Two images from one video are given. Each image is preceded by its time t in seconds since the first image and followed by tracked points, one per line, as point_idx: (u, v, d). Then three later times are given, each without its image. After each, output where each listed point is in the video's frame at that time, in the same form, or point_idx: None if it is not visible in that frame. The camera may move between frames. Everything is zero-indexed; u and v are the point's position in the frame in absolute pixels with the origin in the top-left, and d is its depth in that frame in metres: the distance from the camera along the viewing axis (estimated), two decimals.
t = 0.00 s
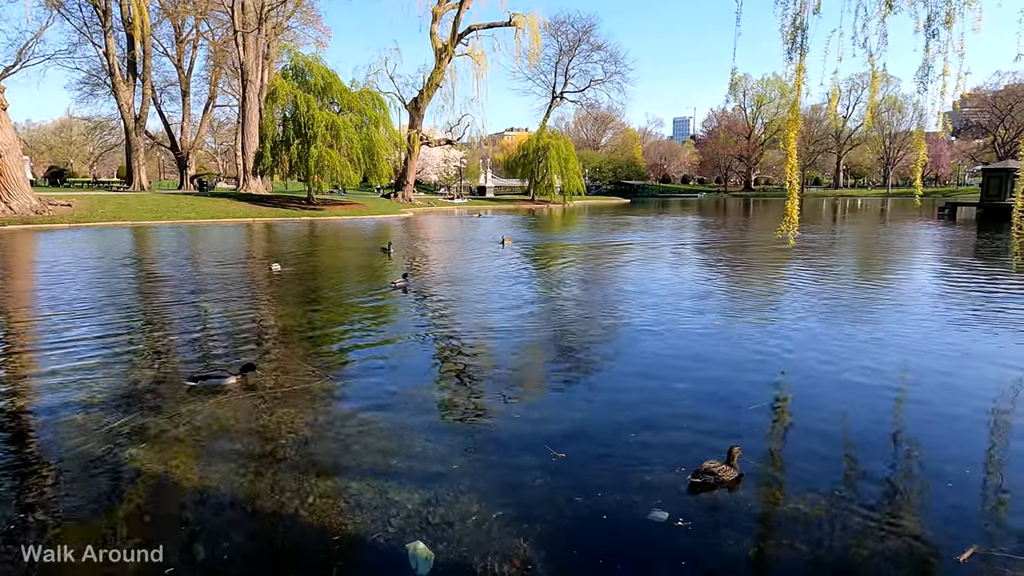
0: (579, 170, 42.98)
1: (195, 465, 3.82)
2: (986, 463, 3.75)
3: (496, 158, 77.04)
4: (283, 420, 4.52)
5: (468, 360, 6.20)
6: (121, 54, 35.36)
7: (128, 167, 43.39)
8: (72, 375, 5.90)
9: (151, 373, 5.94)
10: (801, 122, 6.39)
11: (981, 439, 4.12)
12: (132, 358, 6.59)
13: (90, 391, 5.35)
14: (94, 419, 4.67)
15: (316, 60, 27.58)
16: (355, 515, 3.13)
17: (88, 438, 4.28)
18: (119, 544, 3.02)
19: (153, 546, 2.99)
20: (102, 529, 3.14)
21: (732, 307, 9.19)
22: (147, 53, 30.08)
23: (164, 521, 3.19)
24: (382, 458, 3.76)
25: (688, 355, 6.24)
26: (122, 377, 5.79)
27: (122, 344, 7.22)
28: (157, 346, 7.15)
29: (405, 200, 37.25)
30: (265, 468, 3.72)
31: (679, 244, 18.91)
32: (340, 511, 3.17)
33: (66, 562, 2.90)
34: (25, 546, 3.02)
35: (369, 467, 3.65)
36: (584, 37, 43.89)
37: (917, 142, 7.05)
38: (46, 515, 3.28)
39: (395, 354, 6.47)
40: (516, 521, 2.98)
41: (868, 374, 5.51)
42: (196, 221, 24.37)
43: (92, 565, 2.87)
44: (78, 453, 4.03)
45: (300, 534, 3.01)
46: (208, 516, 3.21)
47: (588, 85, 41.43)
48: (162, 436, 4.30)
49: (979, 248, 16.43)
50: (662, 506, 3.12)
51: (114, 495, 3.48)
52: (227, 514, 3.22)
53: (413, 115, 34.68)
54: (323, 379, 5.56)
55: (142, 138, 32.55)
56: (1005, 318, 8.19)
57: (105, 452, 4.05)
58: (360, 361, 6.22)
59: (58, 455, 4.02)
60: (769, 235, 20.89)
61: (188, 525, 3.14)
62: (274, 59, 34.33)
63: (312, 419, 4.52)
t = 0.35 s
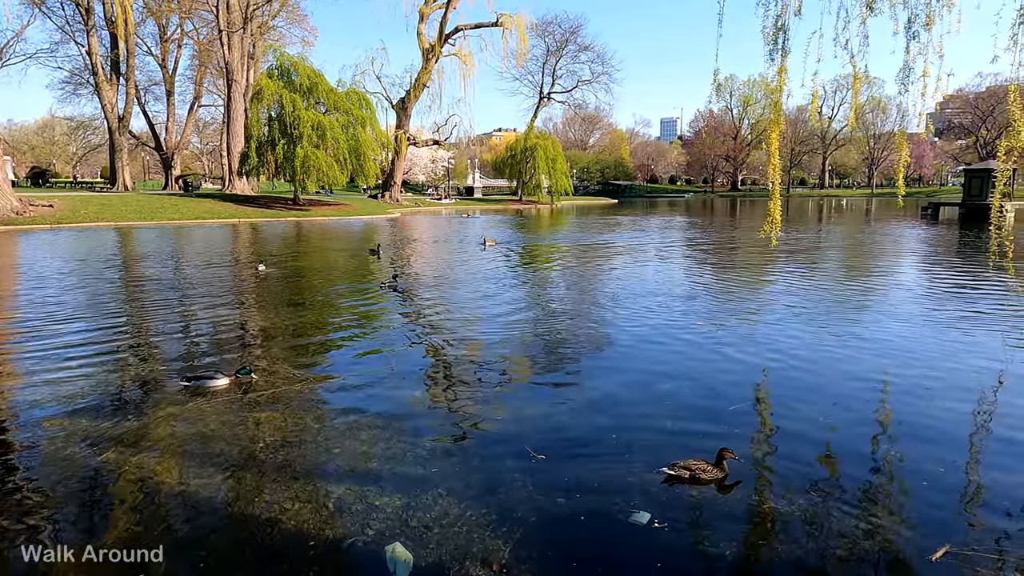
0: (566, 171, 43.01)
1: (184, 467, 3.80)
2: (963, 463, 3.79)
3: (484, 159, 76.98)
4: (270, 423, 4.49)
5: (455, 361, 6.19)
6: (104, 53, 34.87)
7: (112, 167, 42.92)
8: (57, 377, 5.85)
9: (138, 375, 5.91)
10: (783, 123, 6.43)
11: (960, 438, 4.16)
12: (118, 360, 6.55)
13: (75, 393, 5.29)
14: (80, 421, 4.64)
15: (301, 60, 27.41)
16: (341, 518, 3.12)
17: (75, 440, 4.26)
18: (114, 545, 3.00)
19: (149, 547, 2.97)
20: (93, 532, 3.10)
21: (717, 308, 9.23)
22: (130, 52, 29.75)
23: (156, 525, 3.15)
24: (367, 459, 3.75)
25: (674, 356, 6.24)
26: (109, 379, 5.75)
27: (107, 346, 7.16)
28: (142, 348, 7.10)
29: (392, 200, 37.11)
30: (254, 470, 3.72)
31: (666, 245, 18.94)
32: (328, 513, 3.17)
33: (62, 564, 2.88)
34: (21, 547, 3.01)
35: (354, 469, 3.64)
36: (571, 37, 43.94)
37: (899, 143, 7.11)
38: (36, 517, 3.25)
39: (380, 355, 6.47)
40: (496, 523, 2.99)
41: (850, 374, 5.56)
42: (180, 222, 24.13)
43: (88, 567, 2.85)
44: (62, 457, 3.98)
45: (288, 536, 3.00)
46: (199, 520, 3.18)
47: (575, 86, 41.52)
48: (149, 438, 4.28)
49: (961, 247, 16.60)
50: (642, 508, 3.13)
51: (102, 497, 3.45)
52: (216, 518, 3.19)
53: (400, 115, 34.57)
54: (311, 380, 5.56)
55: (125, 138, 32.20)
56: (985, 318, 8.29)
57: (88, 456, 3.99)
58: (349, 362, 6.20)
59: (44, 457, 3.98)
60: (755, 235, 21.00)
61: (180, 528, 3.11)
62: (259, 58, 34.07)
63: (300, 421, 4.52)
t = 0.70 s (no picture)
0: (550, 169, 43.03)
1: (171, 468, 3.77)
2: (936, 460, 3.83)
3: (468, 157, 76.83)
4: (251, 424, 4.45)
5: (437, 361, 6.17)
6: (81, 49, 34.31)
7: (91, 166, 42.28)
8: (36, 379, 5.76)
9: (119, 377, 5.84)
10: (761, 123, 6.48)
11: (933, 436, 4.21)
12: (98, 361, 6.46)
13: (55, 395, 5.22)
14: (62, 423, 4.58)
15: (283, 57, 27.17)
16: (325, 518, 3.11)
17: (58, 443, 4.20)
18: (117, 544, 2.98)
19: (150, 546, 2.95)
20: (84, 535, 3.07)
21: (698, 307, 9.28)
22: (108, 48, 29.30)
23: (149, 526, 3.13)
24: (350, 460, 3.74)
25: (655, 355, 6.27)
26: (90, 381, 5.68)
27: (85, 347, 7.07)
28: (122, 349, 7.01)
29: (375, 199, 36.89)
30: (242, 470, 3.70)
31: (649, 244, 19.00)
32: (314, 513, 3.16)
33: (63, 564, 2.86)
34: (19, 549, 2.97)
35: (338, 469, 3.63)
36: (555, 36, 43.96)
37: (878, 143, 7.19)
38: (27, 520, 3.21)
39: (363, 355, 6.44)
40: (474, 524, 2.98)
41: (829, 373, 5.61)
42: (160, 221, 23.82)
43: (89, 567, 2.83)
44: (39, 462, 3.90)
45: (274, 536, 2.99)
46: (186, 521, 3.15)
47: (559, 84, 41.54)
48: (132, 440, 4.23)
49: (938, 246, 16.83)
50: (618, 508, 3.14)
51: (89, 499, 3.41)
52: (204, 518, 3.17)
53: (383, 113, 34.39)
54: (295, 380, 5.53)
55: (103, 136, 31.72)
56: (961, 316, 8.42)
57: (66, 460, 3.91)
58: (332, 363, 6.17)
59: (26, 460, 3.92)
60: (738, 234, 21.14)
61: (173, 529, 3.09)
62: (240, 55, 33.72)
63: (284, 421, 4.49)
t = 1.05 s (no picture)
0: (539, 169, 43.05)
1: (159, 468, 3.76)
2: (916, 459, 3.87)
3: (457, 156, 76.70)
4: (236, 426, 4.41)
5: (424, 361, 6.16)
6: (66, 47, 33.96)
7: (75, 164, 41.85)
8: (21, 381, 5.72)
9: (105, 377, 5.80)
10: (746, 124, 6.51)
11: (912, 435, 4.25)
12: (84, 362, 6.42)
13: (40, 397, 5.18)
14: (48, 424, 4.54)
15: (269, 56, 26.99)
16: (309, 519, 3.11)
17: (43, 444, 4.16)
18: (115, 545, 2.96)
19: (148, 547, 2.94)
20: (73, 536, 3.04)
21: (685, 307, 9.32)
22: (91, 45, 28.98)
23: (139, 526, 3.11)
24: (335, 460, 3.73)
25: (641, 355, 6.28)
26: (75, 382, 5.64)
27: (69, 348, 7.02)
28: (106, 350, 6.96)
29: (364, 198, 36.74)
30: (231, 470, 3.69)
31: (637, 243, 19.05)
32: (299, 514, 3.15)
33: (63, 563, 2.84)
34: (17, 548, 2.95)
35: (324, 469, 3.62)
36: (543, 35, 43.98)
37: (862, 144, 7.23)
38: (18, 521, 3.18)
39: (350, 355, 6.41)
40: (454, 524, 2.98)
41: (812, 372, 5.64)
42: (145, 220, 23.61)
43: (86, 567, 2.80)
44: (19, 465, 3.83)
45: (261, 536, 2.98)
46: (171, 523, 3.12)
47: (548, 84, 41.56)
48: (118, 441, 4.20)
49: (922, 245, 16.98)
50: (597, 508, 3.15)
51: (78, 500, 3.39)
52: (193, 520, 3.14)
53: (371, 112, 34.26)
54: (283, 380, 5.52)
55: (87, 134, 31.37)
56: (943, 316, 8.50)
57: (48, 463, 3.85)
58: (318, 363, 6.14)
59: (13, 462, 3.88)
60: (725, 234, 21.23)
61: (161, 532, 3.06)
62: (226, 53, 33.46)
63: (271, 421, 4.48)
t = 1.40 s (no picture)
0: (539, 169, 43.03)
1: (159, 467, 3.75)
2: (911, 460, 3.86)
3: (458, 156, 76.69)
4: (233, 425, 4.40)
5: (421, 361, 6.15)
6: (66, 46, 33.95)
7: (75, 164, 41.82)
8: (20, 381, 5.72)
9: (103, 377, 5.80)
10: (744, 124, 6.51)
11: (908, 436, 4.24)
12: (81, 362, 6.41)
13: (39, 396, 5.18)
14: (48, 423, 4.54)
15: (270, 55, 26.99)
16: (304, 517, 3.11)
17: (42, 443, 4.16)
18: (117, 544, 2.96)
19: (149, 545, 2.94)
20: (73, 535, 3.04)
21: (684, 307, 9.30)
22: (92, 45, 28.96)
23: (138, 525, 3.10)
24: (331, 459, 3.73)
25: (639, 355, 6.27)
26: (74, 381, 5.64)
27: (67, 348, 7.01)
28: (104, 349, 6.96)
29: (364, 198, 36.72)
30: (230, 468, 3.68)
31: (636, 244, 19.05)
32: (294, 512, 3.15)
33: (64, 562, 2.84)
34: (18, 547, 2.95)
35: (320, 468, 3.62)
36: (544, 36, 43.97)
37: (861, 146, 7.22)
38: (17, 521, 3.17)
39: (348, 355, 6.40)
40: (445, 523, 2.98)
41: (810, 373, 5.63)
42: (145, 220, 23.61)
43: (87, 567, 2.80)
44: (16, 465, 3.83)
45: (256, 534, 2.98)
46: (167, 521, 3.12)
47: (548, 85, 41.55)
48: (117, 440, 4.20)
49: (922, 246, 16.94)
50: (590, 508, 3.14)
51: (76, 499, 3.38)
52: (190, 519, 3.13)
53: (371, 112, 34.26)
54: (281, 379, 5.51)
55: (88, 133, 31.39)
56: (941, 317, 8.49)
57: (46, 463, 3.84)
58: (316, 363, 6.14)
59: (12, 461, 3.88)
60: (724, 234, 21.22)
61: (158, 530, 3.05)
62: (227, 53, 33.43)
63: (268, 419, 4.48)
